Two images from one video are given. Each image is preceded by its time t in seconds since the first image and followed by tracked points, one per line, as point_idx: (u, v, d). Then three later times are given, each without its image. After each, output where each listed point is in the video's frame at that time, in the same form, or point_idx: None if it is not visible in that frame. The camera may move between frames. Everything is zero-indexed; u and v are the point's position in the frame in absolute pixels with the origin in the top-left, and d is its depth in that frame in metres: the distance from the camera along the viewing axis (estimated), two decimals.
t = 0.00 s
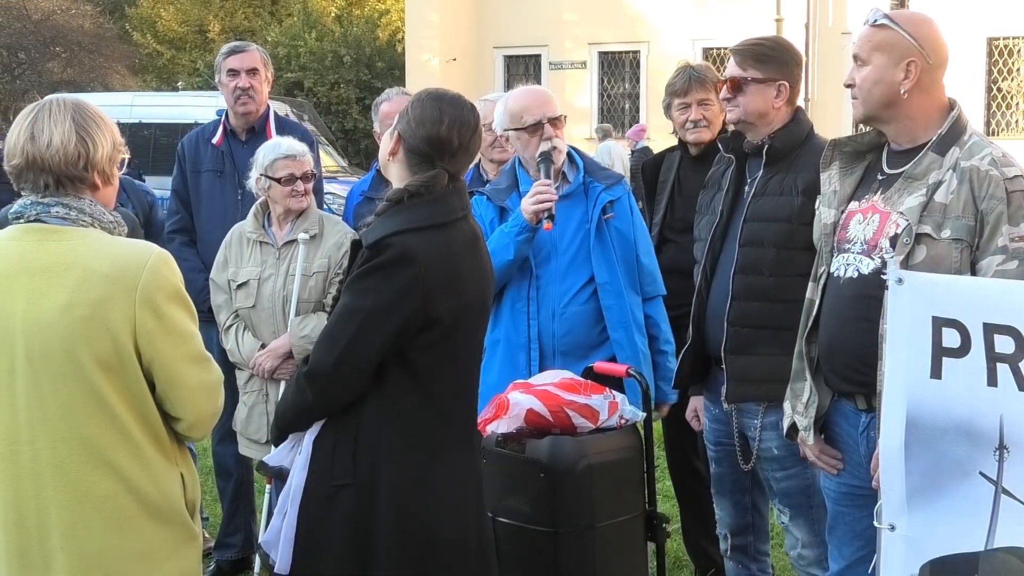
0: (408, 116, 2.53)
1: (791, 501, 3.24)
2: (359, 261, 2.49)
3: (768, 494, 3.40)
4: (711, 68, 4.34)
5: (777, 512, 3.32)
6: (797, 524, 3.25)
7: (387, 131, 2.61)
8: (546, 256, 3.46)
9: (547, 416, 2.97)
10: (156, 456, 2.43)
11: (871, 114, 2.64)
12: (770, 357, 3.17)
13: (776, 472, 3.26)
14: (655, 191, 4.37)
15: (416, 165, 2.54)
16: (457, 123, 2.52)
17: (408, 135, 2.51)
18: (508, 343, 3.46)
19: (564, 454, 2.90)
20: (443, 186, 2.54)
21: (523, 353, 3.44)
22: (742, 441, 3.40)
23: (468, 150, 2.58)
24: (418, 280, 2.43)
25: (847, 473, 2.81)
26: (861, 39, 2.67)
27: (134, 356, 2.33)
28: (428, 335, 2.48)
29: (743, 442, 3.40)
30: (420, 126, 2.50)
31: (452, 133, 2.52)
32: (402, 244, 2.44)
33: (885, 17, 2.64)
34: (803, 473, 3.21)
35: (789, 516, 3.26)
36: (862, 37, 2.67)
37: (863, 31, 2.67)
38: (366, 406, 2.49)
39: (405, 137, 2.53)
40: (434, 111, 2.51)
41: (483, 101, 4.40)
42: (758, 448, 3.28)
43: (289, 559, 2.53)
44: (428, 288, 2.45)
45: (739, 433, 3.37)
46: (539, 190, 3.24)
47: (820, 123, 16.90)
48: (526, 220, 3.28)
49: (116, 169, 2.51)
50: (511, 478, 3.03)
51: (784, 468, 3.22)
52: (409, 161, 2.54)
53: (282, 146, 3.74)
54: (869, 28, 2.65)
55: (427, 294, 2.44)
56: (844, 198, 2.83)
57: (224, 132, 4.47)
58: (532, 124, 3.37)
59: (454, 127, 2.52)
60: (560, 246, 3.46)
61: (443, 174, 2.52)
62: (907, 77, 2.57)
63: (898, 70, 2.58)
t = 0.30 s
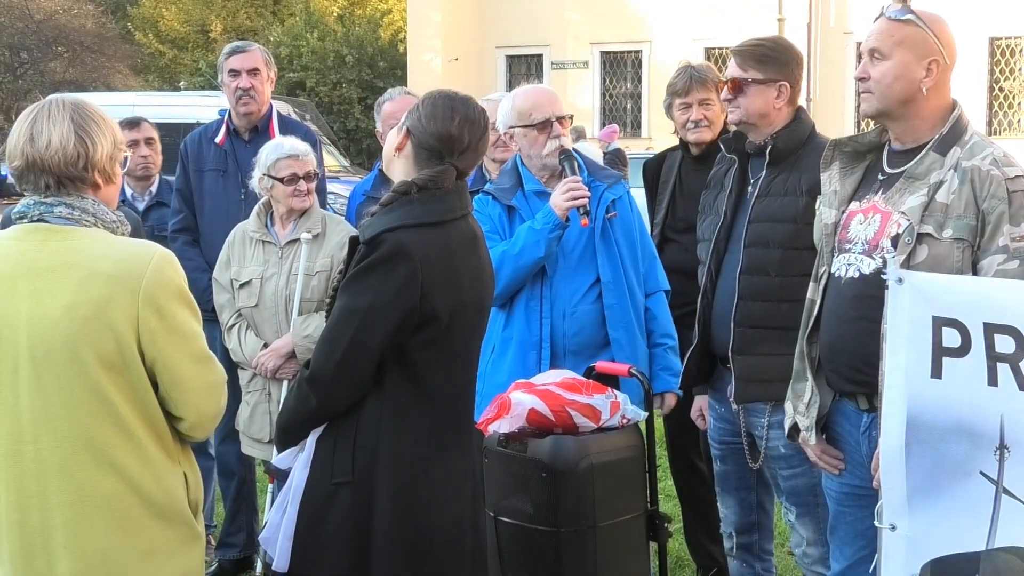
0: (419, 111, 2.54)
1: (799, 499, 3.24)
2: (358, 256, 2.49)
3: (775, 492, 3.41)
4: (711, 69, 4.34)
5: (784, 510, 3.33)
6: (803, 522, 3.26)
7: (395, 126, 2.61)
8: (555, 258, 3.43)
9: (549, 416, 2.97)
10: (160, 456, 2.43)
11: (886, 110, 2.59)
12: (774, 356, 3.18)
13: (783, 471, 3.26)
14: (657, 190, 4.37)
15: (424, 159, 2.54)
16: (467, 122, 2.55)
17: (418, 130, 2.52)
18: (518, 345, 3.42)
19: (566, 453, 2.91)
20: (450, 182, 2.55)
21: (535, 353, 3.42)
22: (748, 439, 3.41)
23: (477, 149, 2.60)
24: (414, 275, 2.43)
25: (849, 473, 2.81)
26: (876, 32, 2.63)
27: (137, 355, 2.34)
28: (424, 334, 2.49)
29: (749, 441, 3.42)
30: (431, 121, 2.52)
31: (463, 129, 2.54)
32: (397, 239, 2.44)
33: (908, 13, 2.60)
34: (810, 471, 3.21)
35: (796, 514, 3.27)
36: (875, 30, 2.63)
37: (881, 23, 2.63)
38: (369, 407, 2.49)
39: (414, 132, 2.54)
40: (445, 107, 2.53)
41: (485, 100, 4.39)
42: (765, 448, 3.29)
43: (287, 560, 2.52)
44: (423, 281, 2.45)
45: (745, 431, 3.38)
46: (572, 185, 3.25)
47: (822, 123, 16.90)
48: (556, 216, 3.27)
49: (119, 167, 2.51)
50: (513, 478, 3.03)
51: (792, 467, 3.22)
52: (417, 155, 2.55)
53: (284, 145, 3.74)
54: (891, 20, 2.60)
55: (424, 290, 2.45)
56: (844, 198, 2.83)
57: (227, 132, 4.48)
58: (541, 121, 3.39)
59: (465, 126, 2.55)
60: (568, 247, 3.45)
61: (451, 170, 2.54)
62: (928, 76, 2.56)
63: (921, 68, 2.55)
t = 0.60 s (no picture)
0: (404, 114, 2.55)
1: (800, 499, 3.24)
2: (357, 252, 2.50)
3: (776, 492, 3.41)
4: (713, 68, 4.35)
5: (785, 510, 3.33)
6: (805, 522, 3.25)
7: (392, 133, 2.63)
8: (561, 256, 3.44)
9: (550, 415, 2.97)
10: (164, 456, 2.43)
11: (891, 108, 2.60)
12: (775, 356, 3.18)
13: (784, 471, 3.26)
14: (658, 189, 4.38)
15: (412, 161, 2.53)
16: (447, 117, 2.51)
17: (403, 133, 2.52)
18: (523, 343, 3.45)
19: (568, 453, 2.91)
20: (438, 180, 2.51)
21: (543, 352, 3.44)
22: (751, 438, 3.41)
23: (465, 143, 2.54)
24: (413, 273, 2.43)
25: (851, 473, 2.81)
26: (881, 30, 2.63)
27: (142, 354, 2.34)
28: (423, 331, 2.49)
29: (751, 440, 3.42)
30: (412, 122, 2.51)
31: (443, 124, 2.50)
32: (396, 236, 2.44)
33: (915, 11, 2.59)
34: (811, 471, 3.21)
35: (797, 513, 3.27)
36: (881, 27, 2.63)
37: (887, 20, 2.62)
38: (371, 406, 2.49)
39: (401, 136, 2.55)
40: (423, 104, 2.51)
41: (488, 99, 4.39)
42: (767, 447, 3.29)
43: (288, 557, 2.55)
44: (423, 280, 2.45)
45: (748, 431, 3.38)
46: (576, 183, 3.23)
47: (823, 122, 16.89)
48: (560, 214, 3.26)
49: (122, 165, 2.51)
50: (515, 477, 3.03)
51: (794, 467, 3.22)
52: (407, 157, 2.54)
53: (287, 145, 3.74)
54: (897, 18, 2.60)
55: (423, 286, 2.45)
56: (845, 198, 2.84)
57: (231, 131, 4.48)
58: (550, 120, 3.38)
59: (444, 121, 2.51)
60: (577, 246, 3.45)
61: (437, 168, 2.50)
62: (933, 75, 2.56)
63: (926, 67, 2.55)
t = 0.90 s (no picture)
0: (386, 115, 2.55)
1: (796, 500, 3.24)
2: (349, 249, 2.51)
3: (771, 493, 3.41)
4: (714, 68, 4.35)
5: (781, 511, 3.33)
6: (800, 523, 3.25)
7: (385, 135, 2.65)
8: (564, 255, 3.44)
9: (552, 415, 2.97)
10: (167, 456, 2.43)
11: (898, 107, 2.59)
12: (776, 356, 3.18)
13: (779, 471, 3.26)
14: (659, 188, 4.39)
15: (400, 161, 2.54)
16: (422, 111, 2.49)
17: (387, 134, 2.54)
18: (524, 341, 3.46)
19: (569, 452, 2.91)
20: (426, 175, 2.51)
21: (542, 350, 3.44)
22: (745, 439, 3.41)
23: (448, 136, 2.52)
24: (406, 270, 2.42)
25: (852, 473, 2.81)
26: (887, 28, 2.62)
27: (145, 354, 2.34)
28: (412, 331, 2.47)
29: (747, 441, 3.42)
30: (392, 122, 2.52)
31: (421, 120, 2.49)
32: (388, 234, 2.44)
33: (921, 11, 2.59)
34: (807, 472, 3.21)
35: (793, 514, 3.27)
36: (887, 26, 2.62)
37: (892, 19, 2.62)
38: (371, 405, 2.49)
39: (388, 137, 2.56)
40: (399, 103, 2.50)
41: (491, 99, 4.38)
42: (762, 448, 3.29)
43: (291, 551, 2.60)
44: (417, 278, 2.44)
45: (744, 431, 3.38)
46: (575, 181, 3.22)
47: (824, 122, 16.89)
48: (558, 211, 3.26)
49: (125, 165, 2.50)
50: (516, 476, 3.03)
51: (788, 467, 3.23)
52: (396, 157, 2.55)
53: (289, 144, 3.74)
54: (903, 16, 2.60)
55: (414, 285, 2.44)
56: (846, 197, 2.83)
57: (235, 131, 4.48)
58: (552, 119, 3.38)
59: (420, 116, 2.50)
60: (581, 245, 3.45)
61: (422, 165, 2.49)
62: (939, 74, 2.56)
63: (933, 66, 2.56)
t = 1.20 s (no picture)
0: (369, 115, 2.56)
1: (794, 500, 3.24)
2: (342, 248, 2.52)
3: (769, 493, 3.41)
4: (716, 67, 4.35)
5: (779, 512, 3.33)
6: (799, 524, 3.25)
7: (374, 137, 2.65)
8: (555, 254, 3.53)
9: (553, 414, 2.97)
10: (169, 455, 2.43)
11: (903, 106, 2.58)
12: (777, 355, 3.18)
13: (777, 472, 3.26)
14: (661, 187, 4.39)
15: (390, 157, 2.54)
16: (400, 103, 2.49)
17: (372, 133, 2.54)
18: (523, 341, 3.54)
19: (570, 453, 2.91)
20: (414, 165, 2.50)
21: (537, 349, 3.50)
22: (743, 439, 3.41)
23: (430, 124, 2.51)
24: (399, 266, 2.42)
25: (853, 472, 2.81)
26: (891, 27, 2.62)
27: (146, 354, 2.34)
28: (409, 326, 2.47)
29: (744, 441, 3.41)
30: (374, 121, 2.53)
31: (400, 113, 2.49)
32: (378, 230, 2.44)
33: (925, 10, 2.59)
34: (805, 473, 3.20)
35: (791, 515, 3.27)
36: (891, 25, 2.62)
37: (896, 17, 2.62)
38: (372, 404, 2.49)
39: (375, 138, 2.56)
40: (377, 101, 2.51)
41: (493, 97, 4.36)
42: (759, 448, 3.29)
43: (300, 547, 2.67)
44: (410, 275, 2.44)
45: (741, 431, 3.38)
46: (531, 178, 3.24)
47: (825, 121, 16.87)
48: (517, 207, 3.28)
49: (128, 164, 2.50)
50: (517, 475, 3.02)
51: (786, 468, 3.23)
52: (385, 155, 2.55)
53: (291, 143, 3.74)
54: (907, 15, 2.59)
55: (405, 279, 2.43)
56: (847, 196, 2.83)
57: (240, 131, 4.48)
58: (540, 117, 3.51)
59: (398, 108, 2.49)
60: (579, 245, 3.51)
61: (410, 157, 2.49)
62: (944, 74, 2.56)
63: (937, 66, 2.56)
